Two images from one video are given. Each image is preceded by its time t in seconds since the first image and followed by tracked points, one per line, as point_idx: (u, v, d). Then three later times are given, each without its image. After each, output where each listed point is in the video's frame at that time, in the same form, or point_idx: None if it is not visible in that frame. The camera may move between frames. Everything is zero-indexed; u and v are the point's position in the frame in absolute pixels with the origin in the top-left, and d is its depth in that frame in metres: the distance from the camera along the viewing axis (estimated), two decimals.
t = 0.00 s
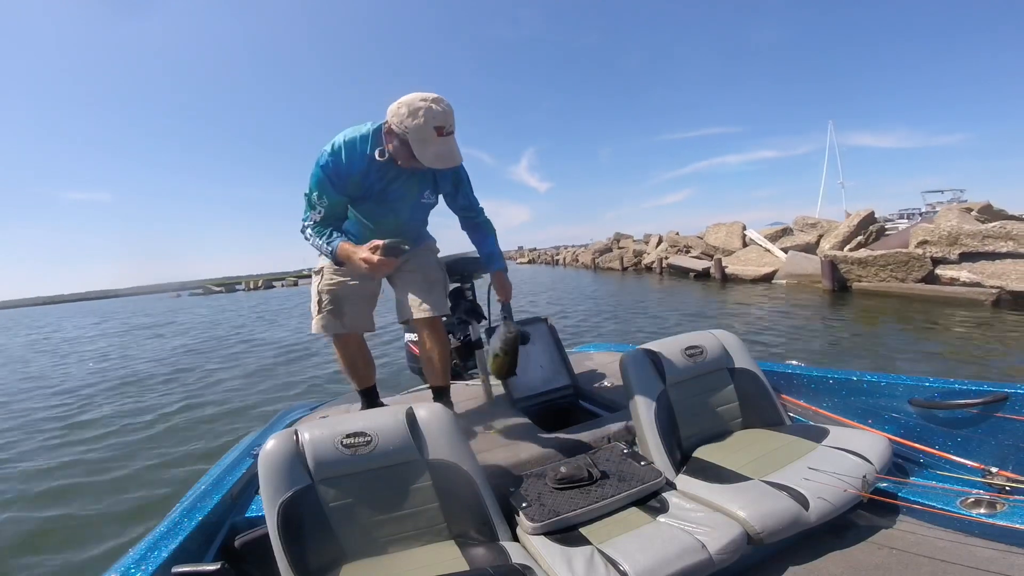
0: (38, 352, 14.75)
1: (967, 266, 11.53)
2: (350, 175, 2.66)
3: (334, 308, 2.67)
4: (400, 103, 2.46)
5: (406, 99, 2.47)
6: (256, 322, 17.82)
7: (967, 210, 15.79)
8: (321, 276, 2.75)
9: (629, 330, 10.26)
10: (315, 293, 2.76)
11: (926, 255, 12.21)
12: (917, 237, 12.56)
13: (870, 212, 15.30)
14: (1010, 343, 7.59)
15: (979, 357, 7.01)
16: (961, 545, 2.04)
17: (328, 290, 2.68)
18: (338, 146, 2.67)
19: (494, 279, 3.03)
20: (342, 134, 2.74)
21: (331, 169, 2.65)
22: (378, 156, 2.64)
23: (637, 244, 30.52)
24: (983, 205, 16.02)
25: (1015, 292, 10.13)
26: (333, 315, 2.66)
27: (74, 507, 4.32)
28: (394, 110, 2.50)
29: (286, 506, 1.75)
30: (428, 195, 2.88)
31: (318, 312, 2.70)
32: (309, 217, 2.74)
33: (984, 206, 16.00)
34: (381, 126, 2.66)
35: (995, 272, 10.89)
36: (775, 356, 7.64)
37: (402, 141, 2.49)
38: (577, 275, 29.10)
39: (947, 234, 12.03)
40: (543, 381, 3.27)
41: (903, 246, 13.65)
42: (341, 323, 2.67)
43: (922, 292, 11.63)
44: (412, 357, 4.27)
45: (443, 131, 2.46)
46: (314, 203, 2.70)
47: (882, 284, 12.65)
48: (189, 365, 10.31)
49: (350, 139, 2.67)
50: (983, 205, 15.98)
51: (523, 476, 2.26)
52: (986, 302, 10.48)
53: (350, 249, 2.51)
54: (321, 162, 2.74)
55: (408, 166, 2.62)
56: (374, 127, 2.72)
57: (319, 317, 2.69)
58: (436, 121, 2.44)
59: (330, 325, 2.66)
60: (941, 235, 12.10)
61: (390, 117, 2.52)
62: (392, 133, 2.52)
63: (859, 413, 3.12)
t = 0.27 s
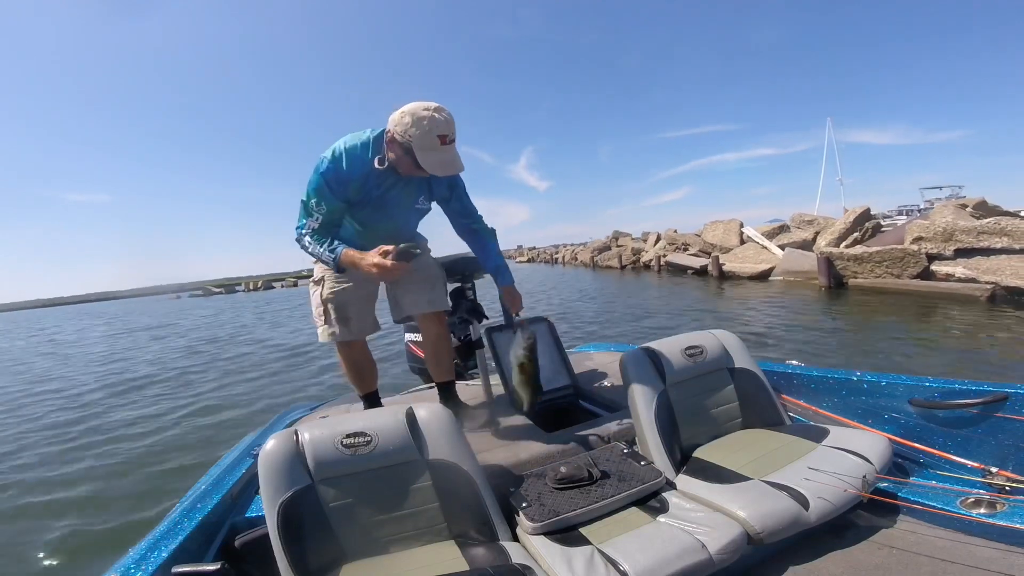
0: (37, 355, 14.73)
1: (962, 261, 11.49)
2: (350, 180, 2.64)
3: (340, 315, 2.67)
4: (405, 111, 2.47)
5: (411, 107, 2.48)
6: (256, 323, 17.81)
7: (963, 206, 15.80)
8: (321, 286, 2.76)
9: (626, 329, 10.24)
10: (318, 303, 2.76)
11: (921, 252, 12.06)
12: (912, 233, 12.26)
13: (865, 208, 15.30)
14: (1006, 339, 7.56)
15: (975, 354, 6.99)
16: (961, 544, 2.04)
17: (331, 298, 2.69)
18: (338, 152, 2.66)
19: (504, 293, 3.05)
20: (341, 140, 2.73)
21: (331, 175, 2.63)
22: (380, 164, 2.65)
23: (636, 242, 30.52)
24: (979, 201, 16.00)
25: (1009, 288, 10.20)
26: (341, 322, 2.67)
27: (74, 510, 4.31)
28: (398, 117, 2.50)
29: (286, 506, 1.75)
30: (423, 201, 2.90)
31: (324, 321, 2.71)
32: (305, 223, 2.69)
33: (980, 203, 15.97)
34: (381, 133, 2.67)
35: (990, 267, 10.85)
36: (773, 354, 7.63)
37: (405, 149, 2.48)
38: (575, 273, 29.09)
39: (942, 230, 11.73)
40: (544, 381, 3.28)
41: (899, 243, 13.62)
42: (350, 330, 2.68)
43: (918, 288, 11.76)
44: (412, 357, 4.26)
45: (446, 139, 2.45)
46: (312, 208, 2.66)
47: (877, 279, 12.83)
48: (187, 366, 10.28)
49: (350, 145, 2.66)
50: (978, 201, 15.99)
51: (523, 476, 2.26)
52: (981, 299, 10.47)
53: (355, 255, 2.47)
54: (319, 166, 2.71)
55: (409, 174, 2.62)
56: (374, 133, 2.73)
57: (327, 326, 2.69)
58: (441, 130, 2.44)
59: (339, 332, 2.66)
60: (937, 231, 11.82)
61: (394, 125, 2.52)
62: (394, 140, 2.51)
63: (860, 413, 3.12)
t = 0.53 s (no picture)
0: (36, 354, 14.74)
1: (959, 266, 11.49)
2: (377, 205, 2.66)
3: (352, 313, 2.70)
4: (437, 144, 2.38)
5: (443, 140, 2.39)
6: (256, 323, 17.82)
7: (958, 209, 15.88)
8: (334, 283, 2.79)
9: (624, 331, 10.25)
10: (330, 300, 2.80)
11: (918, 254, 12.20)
12: (908, 236, 12.47)
13: (863, 211, 15.35)
14: (1001, 341, 7.59)
15: (970, 356, 7.01)
16: (961, 544, 2.04)
17: (343, 296, 2.71)
18: (368, 175, 2.65)
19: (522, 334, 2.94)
20: (370, 159, 2.72)
21: (358, 197, 2.65)
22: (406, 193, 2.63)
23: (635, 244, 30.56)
24: (975, 204, 16.05)
25: (1005, 292, 10.05)
26: (352, 320, 2.69)
27: (74, 508, 4.31)
28: (428, 148, 2.42)
29: (286, 506, 1.75)
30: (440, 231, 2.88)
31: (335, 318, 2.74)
32: (328, 240, 2.73)
33: (976, 205, 16.03)
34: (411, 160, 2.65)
35: (986, 271, 10.75)
36: (771, 356, 7.64)
37: (433, 185, 2.40)
38: (574, 275, 29.13)
39: (938, 232, 11.93)
40: (544, 381, 3.27)
41: (896, 246, 13.66)
42: (361, 328, 2.70)
43: (915, 291, 11.74)
44: (412, 358, 4.25)
45: (475, 178, 2.37)
46: (336, 227, 2.70)
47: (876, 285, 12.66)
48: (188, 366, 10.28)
49: (380, 168, 2.66)
50: (974, 203, 16.04)
51: (523, 476, 2.26)
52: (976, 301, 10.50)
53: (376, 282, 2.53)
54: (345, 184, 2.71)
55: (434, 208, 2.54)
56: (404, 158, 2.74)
57: (338, 323, 2.72)
58: (472, 168, 2.36)
59: (351, 330, 2.68)
60: (933, 234, 12.01)
61: (423, 155, 2.43)
62: (422, 172, 2.43)
63: (859, 413, 3.12)
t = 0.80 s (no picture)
0: (35, 356, 14.73)
1: (954, 266, 11.48)
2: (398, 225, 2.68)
3: (354, 312, 2.70)
4: (459, 170, 2.34)
5: (465, 166, 2.35)
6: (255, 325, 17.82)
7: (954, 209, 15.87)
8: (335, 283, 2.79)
9: (622, 331, 10.25)
10: (331, 300, 2.80)
11: (913, 255, 12.09)
12: (903, 236, 12.33)
13: (860, 211, 15.32)
14: (997, 341, 7.59)
15: (965, 355, 7.02)
16: (961, 544, 2.04)
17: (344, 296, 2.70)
18: (389, 193, 2.64)
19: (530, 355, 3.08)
20: (388, 175, 2.70)
21: (380, 217, 2.65)
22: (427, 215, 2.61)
23: (633, 245, 30.54)
24: (971, 204, 16.02)
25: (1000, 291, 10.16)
26: (354, 319, 2.69)
27: (73, 509, 4.31)
28: (450, 173, 2.38)
29: (287, 506, 1.75)
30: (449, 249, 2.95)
31: (337, 318, 2.74)
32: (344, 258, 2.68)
33: (972, 205, 16.00)
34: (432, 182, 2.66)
35: (981, 271, 10.78)
36: (769, 356, 7.63)
37: (455, 211, 2.38)
38: (573, 276, 29.12)
39: (934, 233, 11.83)
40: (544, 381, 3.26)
41: (893, 246, 13.66)
42: (363, 327, 2.70)
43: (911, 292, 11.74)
44: (413, 358, 4.24)
45: (497, 203, 2.35)
46: (354, 245, 2.67)
47: (871, 284, 12.75)
48: (186, 368, 10.27)
49: (401, 189, 2.66)
50: (970, 203, 16.01)
51: (523, 476, 2.26)
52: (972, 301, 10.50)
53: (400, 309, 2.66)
54: (362, 201, 2.67)
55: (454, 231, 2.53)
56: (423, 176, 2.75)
57: (340, 323, 2.72)
58: (495, 195, 2.33)
59: (353, 330, 2.68)
60: (928, 234, 11.92)
61: (445, 181, 2.39)
62: (444, 198, 2.40)
63: (860, 413, 3.12)
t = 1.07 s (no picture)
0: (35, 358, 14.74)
1: (950, 263, 11.52)
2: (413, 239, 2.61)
3: (356, 313, 2.70)
4: (474, 182, 2.31)
5: (480, 179, 2.33)
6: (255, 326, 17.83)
7: (949, 208, 15.92)
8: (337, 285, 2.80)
9: (619, 330, 10.26)
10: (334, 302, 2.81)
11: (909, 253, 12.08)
12: (900, 235, 12.40)
13: (856, 210, 15.35)
14: (992, 338, 7.61)
15: (960, 353, 7.04)
16: (961, 545, 2.04)
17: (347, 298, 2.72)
18: (402, 208, 2.55)
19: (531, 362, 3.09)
20: (398, 188, 2.60)
21: (395, 233, 2.57)
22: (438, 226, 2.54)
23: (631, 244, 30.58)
24: (966, 202, 16.08)
25: (994, 288, 10.29)
26: (356, 320, 2.69)
27: (73, 510, 4.31)
28: (464, 185, 2.35)
29: (286, 506, 1.75)
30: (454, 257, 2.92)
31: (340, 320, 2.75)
32: (361, 276, 2.59)
33: (967, 204, 16.06)
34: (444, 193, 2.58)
35: (976, 268, 10.87)
36: (766, 355, 7.64)
37: (467, 223, 2.35)
38: (571, 276, 29.16)
39: (929, 231, 11.90)
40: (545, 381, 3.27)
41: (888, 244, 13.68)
42: (365, 328, 2.70)
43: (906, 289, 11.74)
44: (413, 358, 4.22)
45: (509, 218, 2.34)
46: (371, 262, 2.58)
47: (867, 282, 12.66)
48: (187, 369, 10.27)
49: (415, 202, 2.57)
50: (965, 202, 16.05)
51: (523, 476, 2.26)
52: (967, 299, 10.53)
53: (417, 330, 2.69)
54: (376, 216, 2.57)
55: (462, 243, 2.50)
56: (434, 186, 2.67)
57: (343, 325, 2.73)
58: (507, 210, 2.31)
59: (355, 331, 2.69)
60: (924, 232, 11.97)
61: (458, 192, 2.36)
62: (456, 209, 2.36)
63: (860, 413, 3.12)
